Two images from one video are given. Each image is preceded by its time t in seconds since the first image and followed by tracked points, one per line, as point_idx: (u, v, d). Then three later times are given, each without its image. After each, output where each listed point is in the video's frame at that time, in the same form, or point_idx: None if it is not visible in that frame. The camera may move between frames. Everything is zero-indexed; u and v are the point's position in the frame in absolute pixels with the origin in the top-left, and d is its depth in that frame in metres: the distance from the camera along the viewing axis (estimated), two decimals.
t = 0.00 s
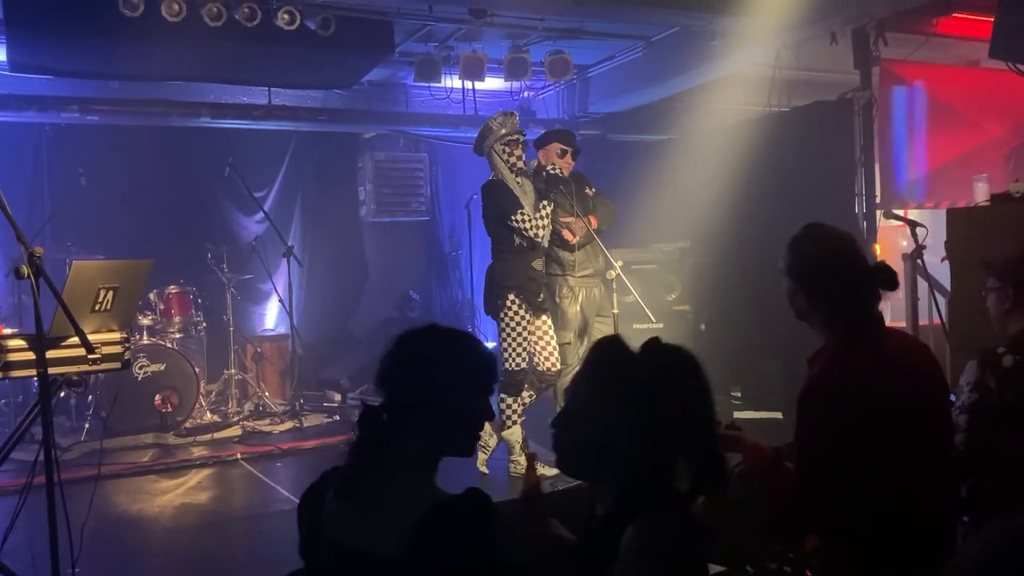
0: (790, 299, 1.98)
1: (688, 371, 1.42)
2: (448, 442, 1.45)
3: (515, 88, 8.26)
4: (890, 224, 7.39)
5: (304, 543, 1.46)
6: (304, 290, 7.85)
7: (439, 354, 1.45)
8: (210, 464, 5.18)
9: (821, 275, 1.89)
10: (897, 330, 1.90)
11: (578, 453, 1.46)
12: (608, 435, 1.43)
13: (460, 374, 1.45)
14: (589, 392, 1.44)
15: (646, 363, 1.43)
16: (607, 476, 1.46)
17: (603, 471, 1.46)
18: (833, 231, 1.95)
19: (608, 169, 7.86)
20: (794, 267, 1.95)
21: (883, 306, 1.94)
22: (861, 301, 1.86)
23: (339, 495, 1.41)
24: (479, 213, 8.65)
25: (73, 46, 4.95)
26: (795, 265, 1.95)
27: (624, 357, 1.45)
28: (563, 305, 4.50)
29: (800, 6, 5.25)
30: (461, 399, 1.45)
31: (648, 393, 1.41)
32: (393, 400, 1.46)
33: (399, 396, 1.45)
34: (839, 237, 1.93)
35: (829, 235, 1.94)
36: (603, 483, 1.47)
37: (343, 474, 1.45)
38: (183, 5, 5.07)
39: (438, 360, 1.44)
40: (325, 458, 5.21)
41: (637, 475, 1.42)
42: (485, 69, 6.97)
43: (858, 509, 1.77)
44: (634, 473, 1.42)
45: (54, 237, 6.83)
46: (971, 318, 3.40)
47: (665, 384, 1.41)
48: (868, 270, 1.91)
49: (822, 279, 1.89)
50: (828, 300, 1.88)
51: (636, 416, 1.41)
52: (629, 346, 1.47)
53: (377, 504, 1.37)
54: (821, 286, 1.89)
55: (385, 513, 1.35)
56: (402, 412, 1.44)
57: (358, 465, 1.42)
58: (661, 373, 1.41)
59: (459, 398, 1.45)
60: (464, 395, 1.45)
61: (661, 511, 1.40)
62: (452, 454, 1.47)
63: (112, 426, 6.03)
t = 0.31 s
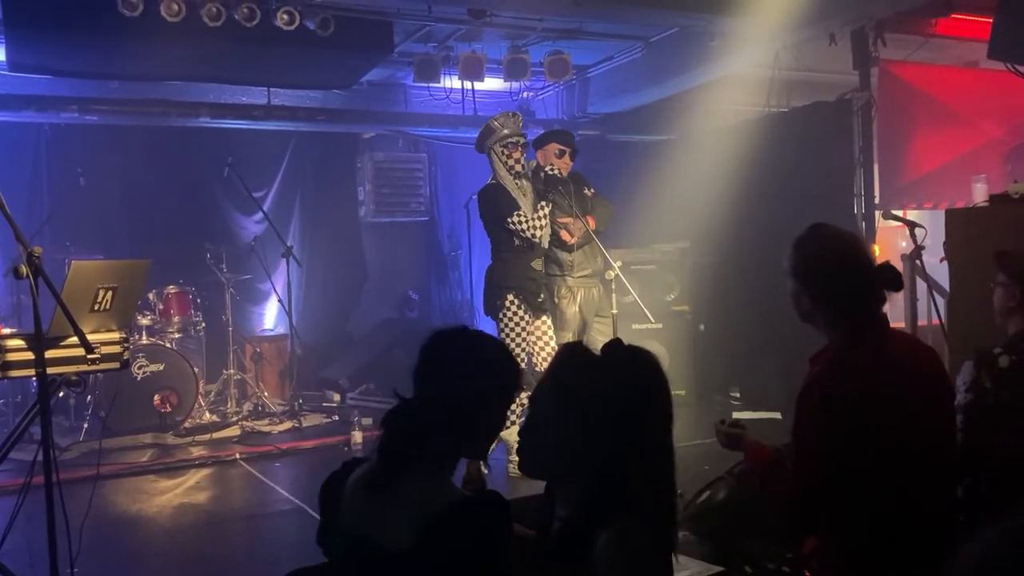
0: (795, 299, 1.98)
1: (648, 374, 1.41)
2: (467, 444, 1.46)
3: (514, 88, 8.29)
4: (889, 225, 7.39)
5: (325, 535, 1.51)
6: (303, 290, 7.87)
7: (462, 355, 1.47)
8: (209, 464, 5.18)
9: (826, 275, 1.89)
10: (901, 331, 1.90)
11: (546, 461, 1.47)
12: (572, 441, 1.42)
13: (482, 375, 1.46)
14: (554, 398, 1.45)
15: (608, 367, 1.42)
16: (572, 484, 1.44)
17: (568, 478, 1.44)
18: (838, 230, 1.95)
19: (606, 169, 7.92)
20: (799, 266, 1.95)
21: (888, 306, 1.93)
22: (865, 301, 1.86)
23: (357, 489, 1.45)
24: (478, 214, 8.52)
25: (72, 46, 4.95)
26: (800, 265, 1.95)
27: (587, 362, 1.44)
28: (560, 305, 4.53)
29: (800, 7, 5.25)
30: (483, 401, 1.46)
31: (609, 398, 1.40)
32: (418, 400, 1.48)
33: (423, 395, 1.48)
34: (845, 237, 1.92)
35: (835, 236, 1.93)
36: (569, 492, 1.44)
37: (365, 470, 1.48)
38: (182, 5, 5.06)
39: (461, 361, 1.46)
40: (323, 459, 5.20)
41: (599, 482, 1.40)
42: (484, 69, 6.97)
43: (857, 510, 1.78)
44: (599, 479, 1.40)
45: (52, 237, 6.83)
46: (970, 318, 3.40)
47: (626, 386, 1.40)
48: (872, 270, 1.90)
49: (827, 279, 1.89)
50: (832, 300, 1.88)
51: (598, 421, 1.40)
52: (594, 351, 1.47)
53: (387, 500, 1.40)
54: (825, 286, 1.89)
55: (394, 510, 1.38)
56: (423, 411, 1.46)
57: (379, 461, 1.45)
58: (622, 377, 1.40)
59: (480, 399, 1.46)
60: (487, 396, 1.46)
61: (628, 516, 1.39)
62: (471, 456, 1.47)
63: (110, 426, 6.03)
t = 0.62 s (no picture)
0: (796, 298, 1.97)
1: (649, 368, 1.44)
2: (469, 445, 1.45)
3: (513, 88, 8.30)
4: (888, 225, 7.39)
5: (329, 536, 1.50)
6: (302, 290, 7.87)
7: (467, 356, 1.47)
8: (207, 464, 5.17)
9: (827, 274, 1.89)
10: (901, 331, 1.90)
11: (544, 456, 1.48)
12: (572, 436, 1.43)
13: (485, 375, 1.47)
14: (552, 392, 1.47)
15: (609, 361, 1.44)
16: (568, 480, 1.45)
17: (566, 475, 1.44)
18: (839, 231, 1.95)
19: (603, 170, 7.86)
20: (801, 266, 1.94)
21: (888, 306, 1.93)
22: (867, 300, 1.85)
23: (359, 490, 1.45)
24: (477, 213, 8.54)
25: (71, 45, 4.95)
26: (802, 265, 1.94)
27: (587, 355, 1.46)
28: (559, 306, 4.49)
29: (799, 7, 5.25)
30: (486, 401, 1.46)
31: (610, 392, 1.42)
32: (421, 401, 1.49)
33: (427, 396, 1.48)
34: (846, 236, 1.92)
35: (835, 235, 1.93)
36: (566, 489, 1.45)
37: (368, 471, 1.48)
38: (181, 4, 5.05)
39: (465, 360, 1.47)
40: (322, 458, 5.20)
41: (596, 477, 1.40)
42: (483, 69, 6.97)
43: (857, 511, 1.78)
44: (597, 474, 1.41)
45: (51, 237, 6.82)
46: (970, 318, 3.40)
47: (629, 382, 1.42)
48: (874, 270, 1.90)
49: (828, 278, 1.88)
50: (833, 299, 1.87)
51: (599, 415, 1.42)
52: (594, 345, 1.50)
53: (389, 499, 1.39)
54: (827, 286, 1.88)
55: (396, 509, 1.38)
56: (426, 412, 1.47)
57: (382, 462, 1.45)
58: (624, 371, 1.43)
59: (482, 399, 1.46)
60: (490, 396, 1.47)
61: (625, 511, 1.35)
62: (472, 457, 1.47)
63: (109, 425, 6.03)
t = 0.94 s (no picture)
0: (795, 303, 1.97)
1: (656, 373, 1.43)
2: (466, 442, 1.47)
3: (513, 88, 8.31)
4: (887, 225, 7.39)
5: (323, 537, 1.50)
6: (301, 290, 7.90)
7: (463, 354, 1.48)
8: (206, 463, 5.17)
9: (824, 276, 1.89)
10: (901, 331, 1.89)
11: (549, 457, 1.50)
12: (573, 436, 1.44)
13: (482, 374, 1.48)
14: (558, 395, 1.48)
15: (613, 364, 1.45)
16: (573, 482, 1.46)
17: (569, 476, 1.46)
18: (833, 232, 1.95)
19: (603, 170, 7.88)
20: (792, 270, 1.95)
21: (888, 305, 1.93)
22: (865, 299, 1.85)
23: (356, 490, 1.45)
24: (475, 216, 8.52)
25: (69, 44, 4.94)
26: (799, 268, 1.94)
27: (593, 360, 1.48)
28: (559, 306, 4.49)
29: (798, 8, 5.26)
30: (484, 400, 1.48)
31: (614, 395, 1.42)
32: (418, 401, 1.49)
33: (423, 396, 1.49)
34: (841, 237, 1.93)
35: (829, 236, 1.94)
36: (570, 490, 1.47)
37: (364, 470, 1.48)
38: (180, 3, 5.05)
39: (461, 359, 1.48)
40: (321, 458, 5.19)
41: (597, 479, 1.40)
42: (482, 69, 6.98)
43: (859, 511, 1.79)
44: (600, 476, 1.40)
45: (50, 236, 6.82)
46: (970, 319, 3.39)
47: (631, 383, 1.42)
48: (873, 270, 1.90)
49: (824, 281, 1.88)
50: (834, 302, 1.87)
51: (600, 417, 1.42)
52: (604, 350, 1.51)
53: (386, 497, 1.39)
54: (824, 288, 1.89)
55: (392, 505, 1.38)
56: (424, 411, 1.47)
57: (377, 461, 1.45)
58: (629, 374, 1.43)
59: (479, 398, 1.48)
60: (487, 396, 1.48)
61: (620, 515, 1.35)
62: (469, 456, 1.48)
63: (107, 425, 6.02)
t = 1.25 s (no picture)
0: (790, 306, 1.99)
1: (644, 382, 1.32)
2: (445, 439, 1.46)
3: (512, 87, 8.31)
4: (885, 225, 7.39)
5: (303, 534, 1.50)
6: (299, 288, 7.89)
7: (435, 351, 1.46)
8: (204, 462, 5.17)
9: (821, 279, 1.91)
10: (898, 333, 1.92)
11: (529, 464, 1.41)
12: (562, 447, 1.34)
13: (456, 370, 1.46)
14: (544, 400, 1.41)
15: (607, 370, 1.35)
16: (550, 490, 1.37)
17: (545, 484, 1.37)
18: (813, 237, 2.00)
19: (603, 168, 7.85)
20: (787, 275, 1.97)
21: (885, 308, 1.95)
22: (862, 301, 1.88)
23: (337, 489, 1.44)
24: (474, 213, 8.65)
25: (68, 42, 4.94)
26: (790, 272, 1.97)
27: (585, 366, 1.40)
28: (559, 304, 4.50)
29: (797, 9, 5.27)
30: (459, 397, 1.46)
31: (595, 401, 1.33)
32: (390, 400, 1.46)
33: (396, 395, 1.45)
34: (820, 240, 1.98)
35: (809, 241, 1.99)
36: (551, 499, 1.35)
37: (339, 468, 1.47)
38: (179, 2, 5.03)
39: (435, 357, 1.45)
40: (319, 457, 5.19)
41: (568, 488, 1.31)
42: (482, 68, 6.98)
43: (861, 512, 1.79)
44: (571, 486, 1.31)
45: (48, 235, 6.81)
46: (970, 320, 3.39)
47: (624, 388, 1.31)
48: (861, 269, 1.95)
49: (821, 283, 1.91)
50: (832, 301, 1.89)
51: (577, 424, 1.33)
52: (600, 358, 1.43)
53: (365, 498, 1.39)
54: (820, 290, 1.91)
55: (371, 505, 1.38)
56: (395, 411, 1.45)
57: (353, 462, 1.44)
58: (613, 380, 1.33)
59: (450, 396, 1.46)
60: (460, 393, 1.46)
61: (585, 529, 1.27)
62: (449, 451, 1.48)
63: (106, 423, 6.02)
